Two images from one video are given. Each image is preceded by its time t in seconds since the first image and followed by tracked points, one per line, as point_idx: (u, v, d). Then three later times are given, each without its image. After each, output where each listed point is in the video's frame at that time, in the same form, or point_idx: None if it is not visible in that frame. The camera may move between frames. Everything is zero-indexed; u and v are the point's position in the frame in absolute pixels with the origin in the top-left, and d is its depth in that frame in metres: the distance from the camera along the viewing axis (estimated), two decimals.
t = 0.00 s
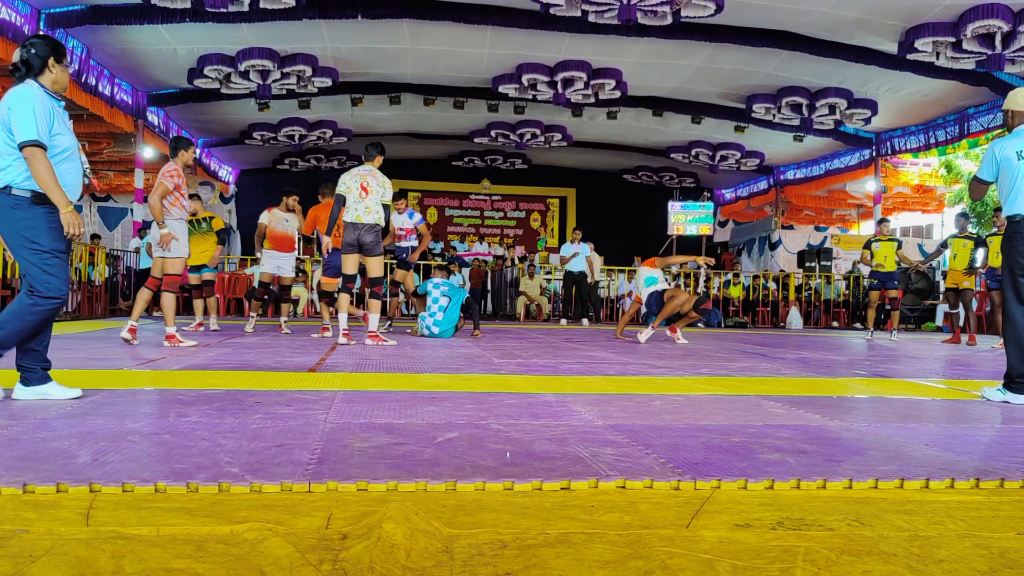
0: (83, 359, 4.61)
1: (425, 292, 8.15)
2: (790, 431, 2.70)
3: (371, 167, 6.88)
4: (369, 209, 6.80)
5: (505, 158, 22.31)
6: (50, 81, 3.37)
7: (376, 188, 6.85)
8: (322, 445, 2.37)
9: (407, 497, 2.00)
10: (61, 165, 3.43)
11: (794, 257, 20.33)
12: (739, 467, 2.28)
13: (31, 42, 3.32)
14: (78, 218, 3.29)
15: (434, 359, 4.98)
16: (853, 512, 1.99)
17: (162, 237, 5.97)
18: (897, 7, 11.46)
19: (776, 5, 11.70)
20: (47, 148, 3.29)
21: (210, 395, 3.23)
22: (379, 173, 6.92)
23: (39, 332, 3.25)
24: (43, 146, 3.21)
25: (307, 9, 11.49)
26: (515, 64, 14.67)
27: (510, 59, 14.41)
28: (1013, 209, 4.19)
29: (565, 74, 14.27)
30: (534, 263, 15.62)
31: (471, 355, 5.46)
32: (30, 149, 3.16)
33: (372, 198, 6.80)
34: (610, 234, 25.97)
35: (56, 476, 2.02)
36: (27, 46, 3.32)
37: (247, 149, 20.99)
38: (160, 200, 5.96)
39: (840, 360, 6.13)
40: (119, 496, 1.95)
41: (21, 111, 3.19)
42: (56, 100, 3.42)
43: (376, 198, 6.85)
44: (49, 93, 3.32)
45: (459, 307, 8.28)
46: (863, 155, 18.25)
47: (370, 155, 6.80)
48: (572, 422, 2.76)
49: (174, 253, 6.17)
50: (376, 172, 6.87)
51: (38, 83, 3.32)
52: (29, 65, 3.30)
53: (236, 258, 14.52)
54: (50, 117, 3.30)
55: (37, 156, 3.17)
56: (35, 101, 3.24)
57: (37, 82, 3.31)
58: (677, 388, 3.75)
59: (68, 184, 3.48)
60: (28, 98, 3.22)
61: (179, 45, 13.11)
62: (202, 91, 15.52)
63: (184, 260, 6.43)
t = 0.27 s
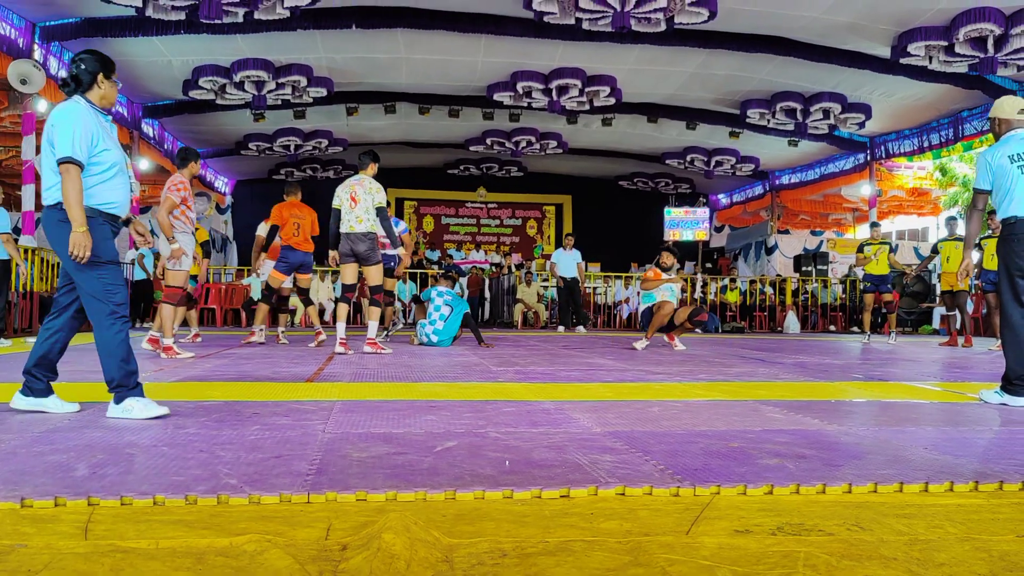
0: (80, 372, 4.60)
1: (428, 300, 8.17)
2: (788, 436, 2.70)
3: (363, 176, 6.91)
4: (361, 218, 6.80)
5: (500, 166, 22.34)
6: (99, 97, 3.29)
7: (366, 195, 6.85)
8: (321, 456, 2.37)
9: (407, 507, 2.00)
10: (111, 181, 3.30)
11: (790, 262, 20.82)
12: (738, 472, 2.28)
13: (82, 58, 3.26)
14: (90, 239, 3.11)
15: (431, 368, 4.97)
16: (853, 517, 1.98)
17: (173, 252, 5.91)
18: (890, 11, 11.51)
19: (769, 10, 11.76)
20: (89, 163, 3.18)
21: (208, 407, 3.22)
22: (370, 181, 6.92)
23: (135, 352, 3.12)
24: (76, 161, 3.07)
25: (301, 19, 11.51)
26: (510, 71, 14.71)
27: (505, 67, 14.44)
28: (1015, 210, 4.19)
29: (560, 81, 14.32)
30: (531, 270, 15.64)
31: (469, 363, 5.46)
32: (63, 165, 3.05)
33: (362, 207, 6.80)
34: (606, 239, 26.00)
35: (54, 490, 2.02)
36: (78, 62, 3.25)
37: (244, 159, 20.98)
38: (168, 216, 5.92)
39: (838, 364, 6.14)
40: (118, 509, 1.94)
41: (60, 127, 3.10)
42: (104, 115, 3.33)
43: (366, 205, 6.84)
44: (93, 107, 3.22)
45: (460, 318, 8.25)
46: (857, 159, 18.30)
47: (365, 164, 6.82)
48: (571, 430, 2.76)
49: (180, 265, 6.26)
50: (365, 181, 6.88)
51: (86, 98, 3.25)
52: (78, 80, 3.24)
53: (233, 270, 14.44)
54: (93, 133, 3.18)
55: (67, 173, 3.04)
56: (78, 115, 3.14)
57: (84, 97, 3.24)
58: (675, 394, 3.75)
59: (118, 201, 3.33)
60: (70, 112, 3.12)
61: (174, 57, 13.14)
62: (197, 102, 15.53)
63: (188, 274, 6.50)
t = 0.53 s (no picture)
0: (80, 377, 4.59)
1: (433, 302, 8.12)
2: (789, 438, 2.70)
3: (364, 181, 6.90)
4: (358, 223, 6.80)
5: (500, 169, 22.35)
6: (137, 95, 3.27)
7: (364, 199, 6.83)
8: (321, 460, 2.37)
9: (407, 511, 2.00)
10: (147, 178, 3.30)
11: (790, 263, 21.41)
12: (739, 475, 2.28)
13: (119, 57, 3.23)
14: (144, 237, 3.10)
15: (432, 372, 4.97)
16: (854, 519, 1.98)
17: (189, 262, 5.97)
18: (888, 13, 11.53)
19: (767, 12, 11.78)
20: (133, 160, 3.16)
21: (207, 411, 3.22)
22: (369, 185, 6.89)
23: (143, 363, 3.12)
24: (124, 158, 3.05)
25: (301, 24, 11.54)
26: (509, 75, 14.73)
27: (504, 70, 14.46)
28: None
29: (559, 85, 14.33)
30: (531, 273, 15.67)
31: (470, 367, 5.46)
32: (112, 161, 3.02)
33: (359, 211, 6.80)
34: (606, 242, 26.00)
35: (55, 496, 2.01)
36: (116, 59, 3.21)
37: (243, 164, 20.99)
38: (181, 226, 5.90)
39: (838, 366, 6.13)
40: (117, 514, 1.94)
41: (108, 124, 3.07)
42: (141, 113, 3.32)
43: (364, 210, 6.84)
44: (135, 106, 3.20)
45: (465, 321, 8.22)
46: (856, 160, 18.31)
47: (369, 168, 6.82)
48: (571, 433, 2.76)
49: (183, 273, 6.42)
50: (364, 185, 6.86)
51: (126, 96, 3.23)
52: (118, 79, 3.21)
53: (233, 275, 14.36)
54: (136, 131, 3.17)
55: (115, 170, 3.02)
56: (123, 113, 3.12)
57: (125, 95, 3.22)
58: (676, 397, 3.74)
59: (158, 198, 3.34)
60: (116, 110, 3.11)
61: (173, 61, 13.15)
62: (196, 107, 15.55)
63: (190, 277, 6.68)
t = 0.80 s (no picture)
0: (83, 378, 4.60)
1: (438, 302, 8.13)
2: (792, 437, 2.70)
3: (352, 183, 6.87)
4: (344, 226, 6.81)
5: (502, 170, 22.36)
6: (176, 97, 3.27)
7: (349, 201, 6.82)
8: (324, 461, 2.37)
9: (410, 511, 2.00)
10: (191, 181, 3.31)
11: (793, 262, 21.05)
12: (742, 474, 2.27)
13: (159, 57, 3.23)
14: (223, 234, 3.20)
15: (434, 372, 4.96)
16: (857, 518, 1.98)
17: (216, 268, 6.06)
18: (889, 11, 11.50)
19: (767, 12, 11.78)
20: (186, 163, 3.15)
21: (210, 413, 3.23)
22: (355, 186, 6.86)
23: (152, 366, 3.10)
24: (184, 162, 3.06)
25: (302, 25, 11.56)
26: (511, 75, 14.73)
27: (505, 70, 14.45)
28: None
29: (560, 84, 14.33)
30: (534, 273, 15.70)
31: (472, 367, 5.46)
32: (169, 165, 3.03)
33: (342, 215, 6.82)
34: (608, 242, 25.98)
35: (58, 497, 2.02)
36: (155, 61, 3.20)
37: (246, 165, 21.02)
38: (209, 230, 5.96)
39: (841, 365, 6.12)
40: (121, 515, 1.94)
41: (158, 127, 3.06)
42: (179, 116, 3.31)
43: (348, 213, 6.85)
44: (180, 108, 3.20)
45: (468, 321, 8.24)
46: (859, 159, 18.28)
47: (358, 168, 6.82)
48: (574, 433, 2.75)
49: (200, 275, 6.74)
50: (348, 188, 6.86)
51: (166, 97, 3.22)
52: (159, 80, 3.20)
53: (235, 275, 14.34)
54: (183, 134, 3.16)
55: (177, 174, 3.03)
56: (169, 115, 3.12)
57: (165, 96, 3.20)
58: (679, 396, 3.74)
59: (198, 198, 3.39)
60: (165, 113, 3.10)
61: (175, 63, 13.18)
62: (198, 109, 15.57)
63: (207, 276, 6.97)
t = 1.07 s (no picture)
0: (86, 382, 4.60)
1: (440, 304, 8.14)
2: (795, 438, 2.69)
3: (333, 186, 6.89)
4: (325, 228, 6.80)
5: (503, 172, 22.38)
6: (215, 108, 3.28)
7: (328, 204, 6.83)
8: (327, 464, 2.37)
9: (413, 514, 2.00)
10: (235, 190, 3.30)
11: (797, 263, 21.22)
12: (745, 476, 2.27)
13: (198, 69, 3.24)
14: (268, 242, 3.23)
15: (437, 375, 4.96)
16: (861, 520, 1.97)
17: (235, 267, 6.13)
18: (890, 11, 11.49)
19: (766, 13, 11.78)
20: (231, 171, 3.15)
21: (213, 416, 3.23)
22: (334, 189, 6.88)
23: (173, 367, 3.09)
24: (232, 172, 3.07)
25: (303, 28, 11.59)
26: (512, 77, 14.74)
27: (506, 73, 14.47)
28: None
29: (561, 86, 14.35)
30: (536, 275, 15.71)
31: (475, 369, 5.45)
32: (218, 175, 3.03)
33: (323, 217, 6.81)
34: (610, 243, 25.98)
35: (62, 502, 2.02)
36: (193, 72, 3.21)
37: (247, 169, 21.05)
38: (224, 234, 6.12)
39: (845, 365, 6.11)
40: (124, 519, 1.94)
41: (206, 137, 3.07)
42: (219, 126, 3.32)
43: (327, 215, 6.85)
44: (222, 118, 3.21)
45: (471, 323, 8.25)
46: (860, 159, 18.27)
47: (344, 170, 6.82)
48: (577, 435, 2.75)
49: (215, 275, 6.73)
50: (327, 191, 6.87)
51: (207, 108, 3.23)
52: (198, 92, 3.22)
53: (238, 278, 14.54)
54: (229, 144, 3.17)
55: (225, 183, 3.03)
56: (214, 125, 3.12)
57: (206, 108, 3.21)
58: (681, 398, 3.73)
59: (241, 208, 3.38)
60: (212, 123, 3.10)
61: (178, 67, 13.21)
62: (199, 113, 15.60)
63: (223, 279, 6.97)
